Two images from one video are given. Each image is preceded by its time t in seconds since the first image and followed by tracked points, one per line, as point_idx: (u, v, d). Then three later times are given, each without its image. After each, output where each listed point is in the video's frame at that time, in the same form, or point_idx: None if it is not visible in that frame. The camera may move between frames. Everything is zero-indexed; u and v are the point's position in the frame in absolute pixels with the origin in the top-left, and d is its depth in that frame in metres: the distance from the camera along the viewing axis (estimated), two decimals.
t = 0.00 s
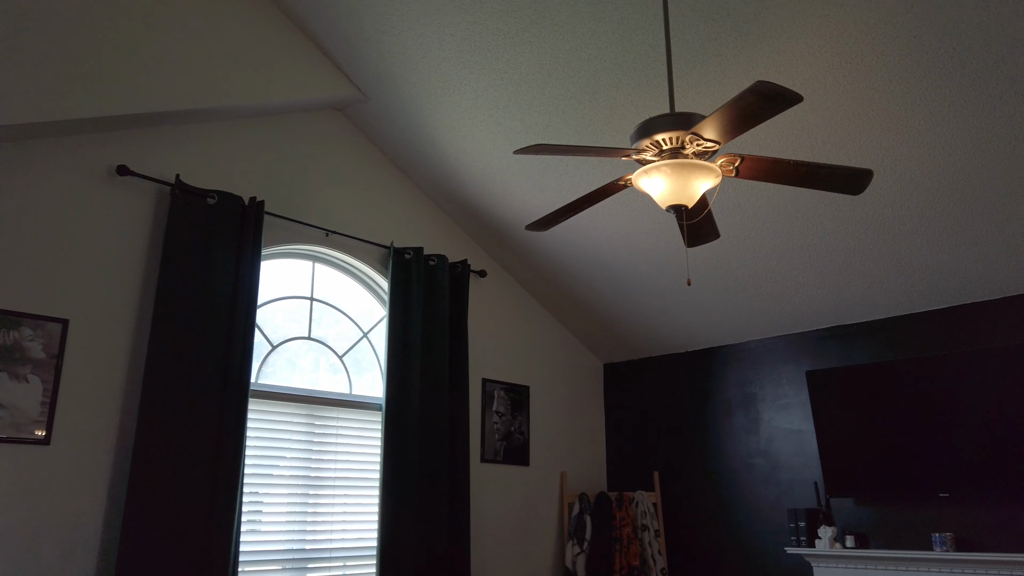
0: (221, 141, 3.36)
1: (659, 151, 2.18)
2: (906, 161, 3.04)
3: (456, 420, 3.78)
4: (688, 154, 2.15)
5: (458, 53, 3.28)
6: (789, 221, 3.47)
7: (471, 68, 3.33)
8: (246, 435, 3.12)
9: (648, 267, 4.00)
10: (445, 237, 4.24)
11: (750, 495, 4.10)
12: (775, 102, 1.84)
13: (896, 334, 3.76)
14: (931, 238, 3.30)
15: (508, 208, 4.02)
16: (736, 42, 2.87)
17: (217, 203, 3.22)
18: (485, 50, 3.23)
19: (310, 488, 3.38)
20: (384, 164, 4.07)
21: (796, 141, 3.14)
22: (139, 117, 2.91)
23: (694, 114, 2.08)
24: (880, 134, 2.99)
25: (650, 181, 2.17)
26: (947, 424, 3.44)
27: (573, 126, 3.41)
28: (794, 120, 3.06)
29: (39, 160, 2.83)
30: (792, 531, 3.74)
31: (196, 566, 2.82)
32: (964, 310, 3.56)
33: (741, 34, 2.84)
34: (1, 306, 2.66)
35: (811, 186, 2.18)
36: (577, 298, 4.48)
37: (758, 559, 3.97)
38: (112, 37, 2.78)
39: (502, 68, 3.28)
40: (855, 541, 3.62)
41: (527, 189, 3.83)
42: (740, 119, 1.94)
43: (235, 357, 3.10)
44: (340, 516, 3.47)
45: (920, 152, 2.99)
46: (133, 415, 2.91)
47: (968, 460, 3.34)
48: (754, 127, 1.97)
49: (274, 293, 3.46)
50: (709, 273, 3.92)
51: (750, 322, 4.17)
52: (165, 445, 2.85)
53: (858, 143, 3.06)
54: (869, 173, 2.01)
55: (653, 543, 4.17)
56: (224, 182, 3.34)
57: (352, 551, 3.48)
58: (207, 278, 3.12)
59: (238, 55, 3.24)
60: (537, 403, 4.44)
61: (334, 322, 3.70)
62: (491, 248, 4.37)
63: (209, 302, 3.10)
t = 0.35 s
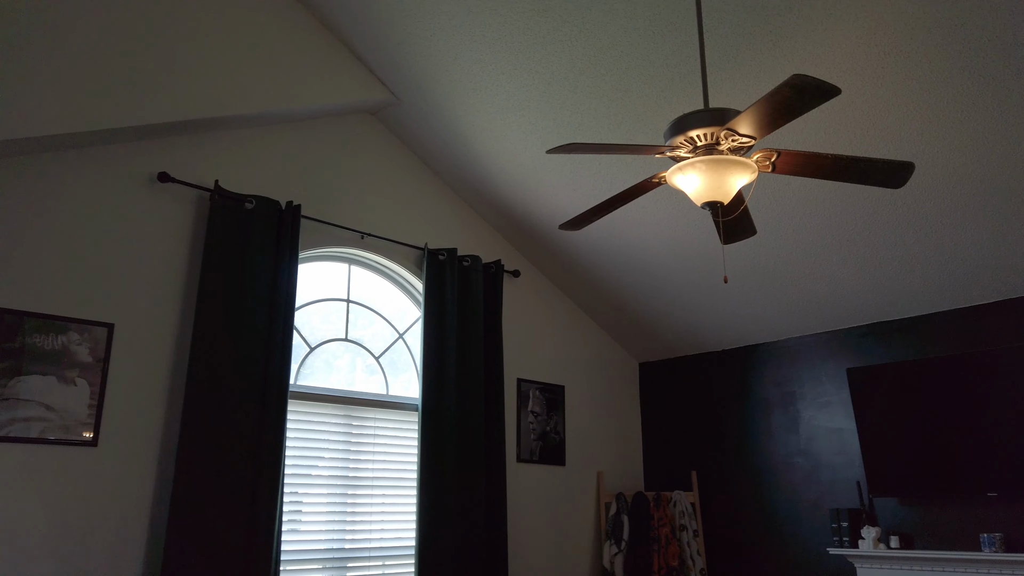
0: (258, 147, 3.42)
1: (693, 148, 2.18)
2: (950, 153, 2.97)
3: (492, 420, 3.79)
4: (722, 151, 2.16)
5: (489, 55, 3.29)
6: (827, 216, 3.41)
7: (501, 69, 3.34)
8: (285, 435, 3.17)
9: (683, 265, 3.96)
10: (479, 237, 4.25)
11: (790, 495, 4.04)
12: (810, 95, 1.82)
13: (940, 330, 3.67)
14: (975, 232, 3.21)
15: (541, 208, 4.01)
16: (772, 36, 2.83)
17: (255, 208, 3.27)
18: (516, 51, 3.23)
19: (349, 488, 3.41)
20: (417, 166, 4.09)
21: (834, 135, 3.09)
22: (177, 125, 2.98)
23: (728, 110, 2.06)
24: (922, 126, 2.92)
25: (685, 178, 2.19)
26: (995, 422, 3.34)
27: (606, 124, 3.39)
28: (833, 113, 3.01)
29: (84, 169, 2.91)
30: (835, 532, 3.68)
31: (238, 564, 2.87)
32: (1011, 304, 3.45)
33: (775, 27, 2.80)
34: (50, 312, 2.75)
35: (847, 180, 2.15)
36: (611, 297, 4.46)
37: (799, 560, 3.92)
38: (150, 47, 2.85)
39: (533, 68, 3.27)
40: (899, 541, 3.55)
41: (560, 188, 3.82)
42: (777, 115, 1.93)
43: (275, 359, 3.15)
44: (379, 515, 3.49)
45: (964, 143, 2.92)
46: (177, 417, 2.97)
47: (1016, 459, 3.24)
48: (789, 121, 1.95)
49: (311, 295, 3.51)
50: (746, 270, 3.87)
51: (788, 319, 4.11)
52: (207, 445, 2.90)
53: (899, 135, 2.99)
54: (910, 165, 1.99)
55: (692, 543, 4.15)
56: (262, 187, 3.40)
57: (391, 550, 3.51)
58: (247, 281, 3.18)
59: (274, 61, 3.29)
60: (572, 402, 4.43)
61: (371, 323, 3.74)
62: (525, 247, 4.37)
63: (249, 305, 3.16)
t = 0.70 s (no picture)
0: (293, 152, 3.47)
1: (728, 145, 2.18)
2: (995, 143, 2.89)
3: (528, 420, 3.78)
4: (758, 146, 2.15)
5: (518, 55, 3.29)
6: (867, 210, 3.35)
7: (532, 69, 3.34)
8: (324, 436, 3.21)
9: (719, 262, 3.91)
10: (512, 237, 4.26)
11: (830, 494, 3.98)
12: (848, 87, 1.79)
13: (986, 325, 3.56)
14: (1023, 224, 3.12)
15: (574, 207, 4.00)
16: (806, 27, 2.78)
17: (291, 212, 3.32)
18: (546, 51, 3.22)
19: (386, 488, 3.44)
20: (450, 168, 4.11)
21: (874, 126, 3.03)
22: (215, 132, 3.03)
23: (764, 105, 2.05)
24: (965, 116, 2.85)
25: (720, 175, 2.18)
26: None
27: (639, 122, 3.37)
28: (872, 106, 2.95)
29: (126, 176, 2.99)
30: (879, 533, 3.61)
31: (280, 563, 2.91)
32: None
33: (811, 19, 2.75)
34: (95, 316, 2.82)
35: (883, 173, 2.12)
36: (645, 295, 4.43)
37: (841, 560, 3.85)
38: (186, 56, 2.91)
39: (563, 68, 3.27)
40: (946, 542, 3.46)
41: (593, 187, 3.80)
42: (813, 108, 1.91)
43: (313, 361, 3.19)
44: (417, 515, 3.52)
45: (1010, 132, 2.83)
46: (219, 418, 3.03)
47: None
48: (825, 114, 1.93)
49: (348, 297, 3.55)
50: (784, 267, 3.82)
51: (827, 316, 4.04)
52: (248, 446, 2.95)
53: (941, 127, 2.92)
54: (952, 157, 1.95)
55: (731, 543, 4.09)
56: (298, 192, 3.45)
57: (429, 550, 3.53)
58: (284, 284, 3.23)
59: (307, 67, 3.33)
60: (607, 402, 4.41)
61: (406, 324, 3.76)
62: (558, 247, 4.37)
63: (287, 308, 3.21)
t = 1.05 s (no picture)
0: (328, 156, 3.52)
1: (763, 140, 2.16)
2: None
3: (563, 420, 3.78)
4: (795, 141, 2.12)
5: (548, 55, 3.29)
6: (908, 204, 3.28)
7: (563, 68, 3.33)
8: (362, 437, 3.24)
9: (756, 259, 3.87)
10: (545, 238, 4.27)
11: (872, 494, 3.91)
12: (889, 80, 1.76)
13: None
14: None
15: (608, 205, 3.98)
16: (843, 18, 2.74)
17: (327, 215, 3.36)
18: (575, 50, 3.22)
19: (424, 488, 3.47)
20: (483, 169, 4.13)
21: (914, 118, 2.96)
22: (252, 137, 3.09)
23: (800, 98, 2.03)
24: (1010, 105, 2.77)
25: (757, 171, 2.16)
26: None
27: (671, 119, 3.34)
28: (912, 98, 2.89)
29: (167, 183, 3.06)
30: (924, 533, 3.55)
31: (321, 561, 2.95)
32: None
33: (848, 10, 2.71)
34: (140, 320, 2.89)
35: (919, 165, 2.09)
36: (679, 293, 4.40)
37: (884, 561, 3.78)
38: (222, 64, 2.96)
39: (593, 67, 3.26)
40: (994, 543, 3.36)
41: (625, 185, 3.78)
42: (850, 101, 1.87)
43: (350, 363, 3.22)
44: (454, 515, 3.54)
45: None
46: (260, 419, 3.08)
47: None
48: (864, 108, 1.89)
49: (384, 299, 3.58)
50: (822, 263, 3.76)
51: (867, 313, 3.97)
52: (289, 447, 3.00)
53: (985, 117, 2.85)
54: (995, 148, 1.91)
55: (772, 544, 4.03)
56: (334, 196, 3.49)
57: (467, 550, 3.54)
58: (321, 286, 3.27)
59: (339, 71, 3.37)
60: (642, 401, 4.39)
61: (441, 326, 3.78)
62: (591, 246, 4.36)
63: (324, 310, 3.25)
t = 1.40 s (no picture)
0: (363, 160, 3.56)
1: (800, 135, 2.13)
2: None
3: (598, 419, 3.76)
4: (833, 135, 2.09)
5: (580, 54, 3.28)
6: (951, 197, 3.19)
7: (593, 67, 3.32)
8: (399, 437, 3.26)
9: (794, 255, 3.81)
10: (578, 237, 4.26)
11: (917, 494, 3.81)
12: (929, 69, 1.72)
13: None
14: None
15: (642, 203, 3.95)
16: (882, 8, 2.68)
17: (362, 218, 3.40)
18: (607, 49, 3.20)
19: (460, 488, 3.48)
20: (515, 169, 4.14)
21: (957, 108, 2.89)
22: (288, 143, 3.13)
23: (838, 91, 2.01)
24: None
25: (793, 166, 2.13)
26: None
27: (706, 114, 3.30)
28: (954, 88, 2.82)
29: (206, 190, 3.12)
30: (971, 534, 3.45)
31: (361, 561, 2.99)
32: None
33: None
34: (183, 324, 2.95)
35: (986, 159, 2.02)
36: (715, 291, 4.36)
37: (930, 563, 3.68)
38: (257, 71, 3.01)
39: (625, 64, 3.23)
40: None
41: (659, 183, 3.76)
42: (889, 92, 1.84)
43: (387, 364, 3.25)
44: (491, 514, 3.55)
45: None
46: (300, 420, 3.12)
47: None
48: (903, 99, 1.86)
49: (419, 300, 3.61)
50: (862, 259, 3.69)
51: (909, 309, 3.87)
52: (329, 447, 3.04)
53: None
54: None
55: (813, 544, 3.97)
56: (369, 199, 3.53)
57: (505, 550, 3.55)
58: (357, 288, 3.31)
59: (372, 76, 3.41)
60: (679, 400, 4.36)
61: (475, 326, 3.80)
62: (625, 245, 4.35)
63: (361, 312, 3.28)
